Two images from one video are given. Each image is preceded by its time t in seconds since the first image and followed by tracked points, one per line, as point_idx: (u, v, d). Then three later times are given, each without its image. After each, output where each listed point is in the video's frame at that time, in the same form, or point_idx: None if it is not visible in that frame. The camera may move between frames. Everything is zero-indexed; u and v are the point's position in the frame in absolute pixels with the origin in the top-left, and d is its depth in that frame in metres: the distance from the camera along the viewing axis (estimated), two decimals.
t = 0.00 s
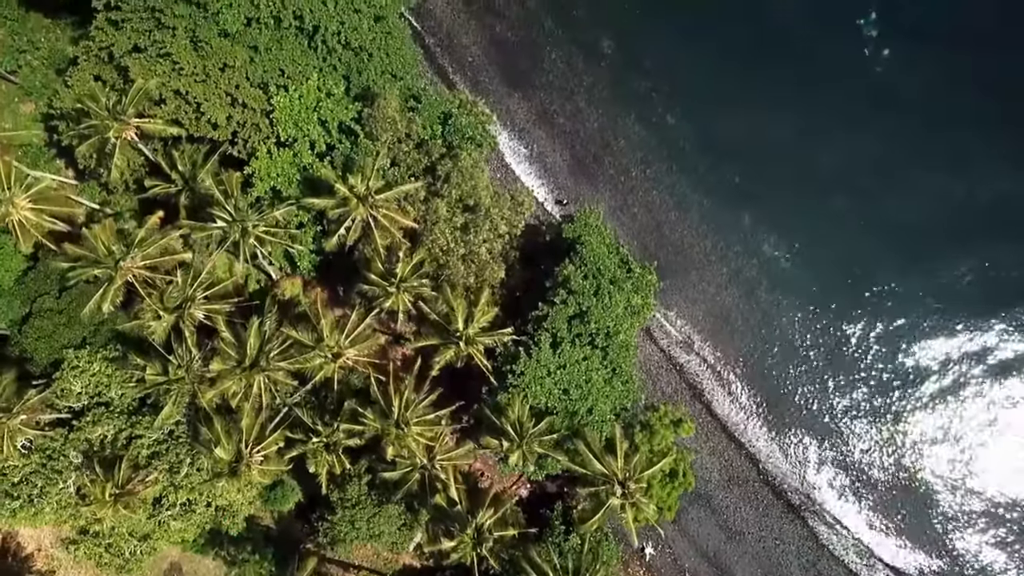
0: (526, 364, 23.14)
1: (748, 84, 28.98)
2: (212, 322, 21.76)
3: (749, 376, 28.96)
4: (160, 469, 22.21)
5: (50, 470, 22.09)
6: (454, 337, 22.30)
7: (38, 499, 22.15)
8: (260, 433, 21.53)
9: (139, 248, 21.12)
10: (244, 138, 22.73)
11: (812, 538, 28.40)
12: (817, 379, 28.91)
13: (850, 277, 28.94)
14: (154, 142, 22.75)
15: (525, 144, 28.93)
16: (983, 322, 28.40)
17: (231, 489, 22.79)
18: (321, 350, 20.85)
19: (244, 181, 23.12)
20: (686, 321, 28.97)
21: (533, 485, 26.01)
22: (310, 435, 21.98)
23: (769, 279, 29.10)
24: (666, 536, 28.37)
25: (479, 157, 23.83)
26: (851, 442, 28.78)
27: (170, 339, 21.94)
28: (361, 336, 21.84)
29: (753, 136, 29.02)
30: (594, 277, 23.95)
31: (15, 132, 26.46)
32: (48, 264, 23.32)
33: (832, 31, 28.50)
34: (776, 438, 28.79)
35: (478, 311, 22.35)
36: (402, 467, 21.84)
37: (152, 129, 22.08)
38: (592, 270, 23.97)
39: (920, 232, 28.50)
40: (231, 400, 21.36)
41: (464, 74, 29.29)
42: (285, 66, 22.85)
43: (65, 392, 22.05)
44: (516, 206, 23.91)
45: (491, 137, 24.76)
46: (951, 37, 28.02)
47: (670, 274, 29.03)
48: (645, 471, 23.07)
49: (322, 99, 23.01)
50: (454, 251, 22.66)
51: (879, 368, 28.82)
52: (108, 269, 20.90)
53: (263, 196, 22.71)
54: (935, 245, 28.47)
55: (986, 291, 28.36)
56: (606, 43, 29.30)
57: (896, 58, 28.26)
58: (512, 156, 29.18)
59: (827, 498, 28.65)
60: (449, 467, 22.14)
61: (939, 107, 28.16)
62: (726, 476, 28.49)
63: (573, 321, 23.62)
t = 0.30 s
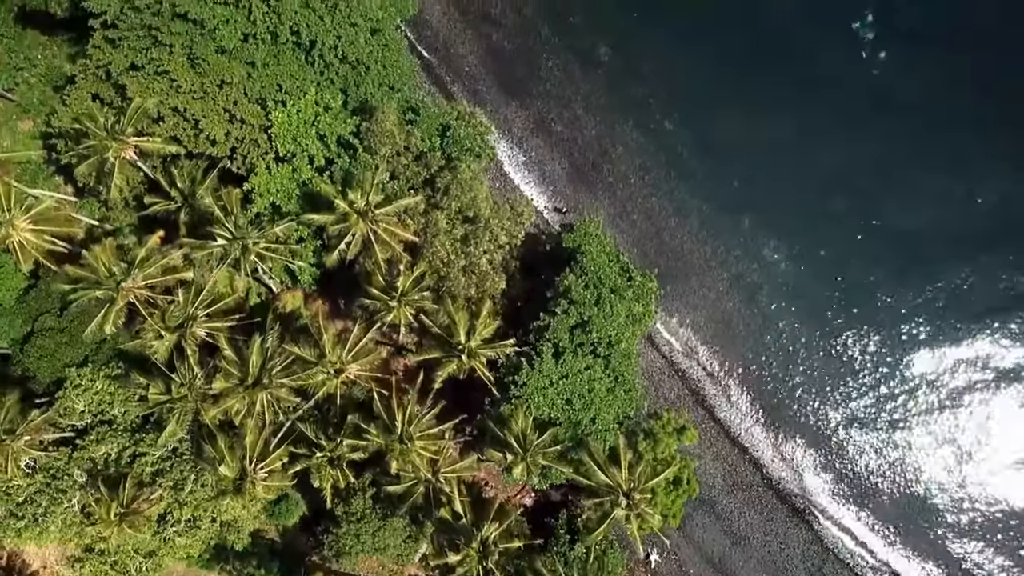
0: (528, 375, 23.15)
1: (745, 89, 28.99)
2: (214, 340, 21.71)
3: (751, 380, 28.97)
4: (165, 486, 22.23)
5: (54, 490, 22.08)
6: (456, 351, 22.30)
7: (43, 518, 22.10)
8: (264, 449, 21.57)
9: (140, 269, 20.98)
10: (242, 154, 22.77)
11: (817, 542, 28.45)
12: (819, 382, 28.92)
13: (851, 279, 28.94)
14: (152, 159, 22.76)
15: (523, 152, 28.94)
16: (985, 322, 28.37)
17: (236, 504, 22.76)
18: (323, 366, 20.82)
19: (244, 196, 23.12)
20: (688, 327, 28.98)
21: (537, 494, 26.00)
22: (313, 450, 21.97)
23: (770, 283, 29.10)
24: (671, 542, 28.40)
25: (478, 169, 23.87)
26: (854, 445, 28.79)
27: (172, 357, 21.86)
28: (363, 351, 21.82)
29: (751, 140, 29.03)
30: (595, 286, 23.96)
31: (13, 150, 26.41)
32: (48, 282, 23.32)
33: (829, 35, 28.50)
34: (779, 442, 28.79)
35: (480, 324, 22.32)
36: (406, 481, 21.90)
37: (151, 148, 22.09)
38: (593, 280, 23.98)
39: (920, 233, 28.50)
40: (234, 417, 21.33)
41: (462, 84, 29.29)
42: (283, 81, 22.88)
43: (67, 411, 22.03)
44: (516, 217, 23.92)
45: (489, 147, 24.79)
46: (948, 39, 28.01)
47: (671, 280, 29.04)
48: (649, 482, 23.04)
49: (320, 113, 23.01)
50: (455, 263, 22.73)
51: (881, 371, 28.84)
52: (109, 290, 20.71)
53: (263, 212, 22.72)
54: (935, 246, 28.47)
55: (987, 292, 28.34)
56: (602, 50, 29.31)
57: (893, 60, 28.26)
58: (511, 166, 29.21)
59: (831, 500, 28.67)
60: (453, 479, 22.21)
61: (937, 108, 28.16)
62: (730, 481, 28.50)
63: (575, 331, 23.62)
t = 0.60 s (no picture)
0: (530, 386, 23.17)
1: (742, 93, 28.97)
2: (217, 358, 21.71)
3: (754, 385, 28.98)
4: (169, 504, 22.14)
5: (59, 509, 21.91)
6: (458, 364, 22.29)
7: (48, 537, 21.85)
8: (268, 465, 21.58)
9: (141, 290, 21.04)
10: (241, 170, 22.78)
11: (822, 545, 28.48)
12: (822, 386, 28.93)
13: (851, 282, 28.94)
14: (152, 176, 22.79)
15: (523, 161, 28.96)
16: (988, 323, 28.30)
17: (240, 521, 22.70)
18: (326, 382, 20.80)
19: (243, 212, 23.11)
20: (690, 333, 28.98)
21: (541, 503, 26.01)
22: (317, 464, 22.04)
23: (770, 287, 29.11)
24: (676, 548, 28.43)
25: (477, 180, 23.90)
26: (858, 448, 28.80)
27: (175, 376, 21.91)
28: (365, 366, 21.85)
29: (749, 145, 29.01)
30: (596, 296, 23.94)
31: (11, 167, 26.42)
32: (49, 301, 23.32)
33: (825, 37, 28.47)
34: (782, 446, 28.81)
35: (482, 336, 22.31)
36: (410, 494, 21.93)
37: (151, 167, 22.10)
38: (594, 289, 23.96)
39: (919, 233, 28.51)
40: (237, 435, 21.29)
41: (459, 94, 29.30)
42: (281, 96, 22.87)
43: (70, 429, 22.08)
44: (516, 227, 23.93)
45: (488, 158, 24.79)
46: (944, 40, 27.98)
47: (672, 286, 29.05)
48: (653, 492, 22.98)
49: (318, 127, 22.96)
50: (455, 275, 22.78)
51: (883, 373, 28.82)
52: (110, 312, 20.90)
53: (263, 228, 22.71)
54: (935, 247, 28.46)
55: (988, 292, 28.31)
56: (599, 57, 29.29)
57: (890, 62, 28.24)
58: (510, 174, 29.24)
59: (835, 503, 28.69)
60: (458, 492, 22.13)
61: (935, 110, 28.15)
62: (734, 486, 28.50)
63: (577, 341, 23.63)
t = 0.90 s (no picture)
0: (533, 398, 23.14)
1: (740, 98, 28.97)
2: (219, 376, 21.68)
3: (757, 390, 28.98)
4: (174, 521, 22.18)
5: (64, 528, 21.80)
6: (461, 377, 22.27)
7: (53, 556, 21.75)
8: (271, 481, 21.59)
9: (143, 310, 21.05)
10: (241, 186, 22.80)
11: (827, 549, 28.52)
12: (824, 389, 28.94)
13: (852, 285, 28.94)
14: (151, 194, 22.81)
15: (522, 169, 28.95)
16: (989, 323, 28.29)
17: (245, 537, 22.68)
18: (329, 399, 20.76)
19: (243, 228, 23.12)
20: (691, 339, 28.97)
21: (546, 512, 26.01)
22: (321, 479, 22.12)
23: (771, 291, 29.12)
24: (680, 554, 28.49)
25: (476, 192, 23.97)
26: (862, 451, 28.77)
27: (177, 395, 21.91)
28: (367, 381, 21.84)
29: (748, 149, 29.00)
30: (596, 306, 23.96)
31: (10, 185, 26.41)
32: (49, 320, 23.30)
33: (822, 41, 28.49)
34: (786, 450, 28.81)
35: (484, 349, 22.31)
36: (414, 508, 21.93)
37: (150, 186, 22.12)
38: (594, 299, 23.97)
39: (918, 235, 28.51)
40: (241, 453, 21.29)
41: (457, 104, 29.29)
42: (279, 112, 22.89)
43: (74, 448, 22.05)
44: (516, 238, 23.97)
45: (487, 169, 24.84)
46: (943, 42, 27.95)
47: (672, 293, 29.05)
48: (657, 502, 22.98)
49: (317, 142, 23.00)
50: (456, 287, 22.83)
51: (886, 375, 28.83)
52: (112, 333, 20.73)
53: (263, 244, 22.71)
54: (935, 248, 28.45)
55: (989, 293, 28.32)
56: (596, 65, 29.29)
57: (887, 64, 28.23)
58: (508, 183, 29.25)
59: (840, 507, 28.69)
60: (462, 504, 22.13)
61: (934, 111, 28.15)
62: (738, 492, 28.52)
63: (579, 351, 23.64)
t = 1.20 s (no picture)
0: (537, 409, 23.14)
1: (738, 103, 28.96)
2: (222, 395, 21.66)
3: (759, 395, 28.99)
4: (179, 537, 22.11)
5: (69, 548, 21.76)
6: (463, 391, 22.23)
7: None
8: (276, 497, 21.61)
9: (144, 331, 21.07)
10: (240, 202, 22.80)
11: (832, 553, 28.52)
12: (826, 393, 28.96)
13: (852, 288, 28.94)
14: (151, 212, 22.83)
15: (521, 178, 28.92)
16: (990, 325, 28.31)
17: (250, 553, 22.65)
18: (332, 415, 20.71)
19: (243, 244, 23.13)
20: (693, 345, 28.98)
21: (551, 521, 26.00)
22: (326, 494, 22.09)
23: (771, 296, 29.13)
24: (685, 561, 28.50)
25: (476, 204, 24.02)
26: (866, 455, 28.79)
27: (181, 414, 21.90)
28: (370, 396, 21.84)
29: (747, 154, 29.01)
30: (598, 315, 23.99)
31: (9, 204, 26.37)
32: (50, 339, 23.30)
33: (819, 44, 28.47)
34: (789, 455, 28.82)
35: (486, 361, 22.29)
36: (419, 522, 21.89)
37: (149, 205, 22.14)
38: (595, 309, 23.99)
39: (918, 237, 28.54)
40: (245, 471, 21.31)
41: (455, 113, 29.26)
42: (277, 128, 22.91)
43: (78, 466, 22.06)
44: (516, 249, 23.99)
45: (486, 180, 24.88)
46: (941, 44, 27.94)
47: (673, 299, 29.07)
48: (662, 512, 23.00)
49: (316, 157, 23.02)
50: (456, 299, 22.91)
51: (889, 379, 28.81)
52: (114, 355, 20.79)
53: (264, 260, 22.71)
54: (935, 250, 28.47)
55: (990, 295, 28.33)
56: (594, 72, 29.28)
57: (885, 67, 28.21)
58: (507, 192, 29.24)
59: (844, 511, 28.69)
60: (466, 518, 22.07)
61: (933, 113, 28.15)
62: (742, 497, 28.54)
63: (581, 361, 23.65)
